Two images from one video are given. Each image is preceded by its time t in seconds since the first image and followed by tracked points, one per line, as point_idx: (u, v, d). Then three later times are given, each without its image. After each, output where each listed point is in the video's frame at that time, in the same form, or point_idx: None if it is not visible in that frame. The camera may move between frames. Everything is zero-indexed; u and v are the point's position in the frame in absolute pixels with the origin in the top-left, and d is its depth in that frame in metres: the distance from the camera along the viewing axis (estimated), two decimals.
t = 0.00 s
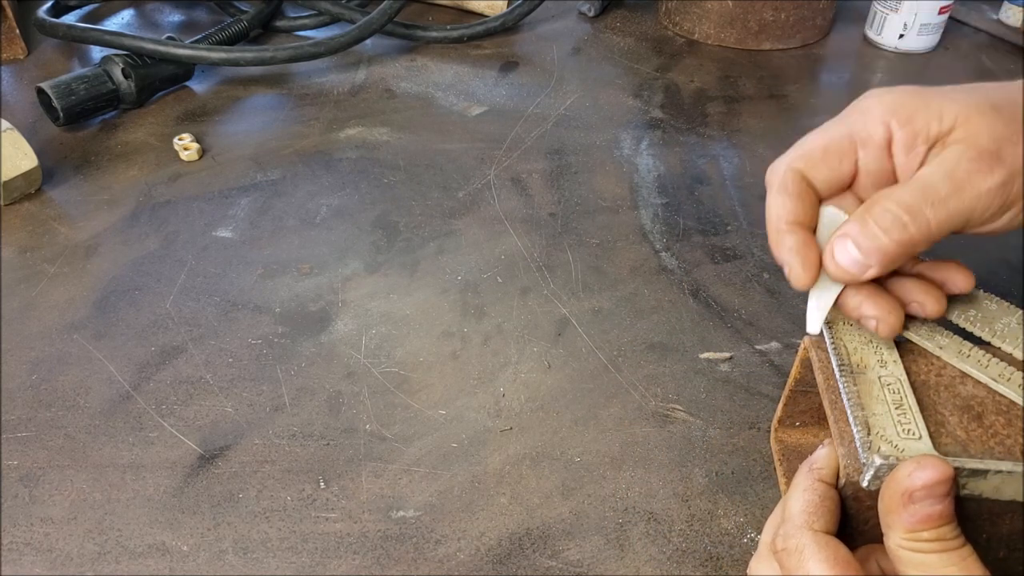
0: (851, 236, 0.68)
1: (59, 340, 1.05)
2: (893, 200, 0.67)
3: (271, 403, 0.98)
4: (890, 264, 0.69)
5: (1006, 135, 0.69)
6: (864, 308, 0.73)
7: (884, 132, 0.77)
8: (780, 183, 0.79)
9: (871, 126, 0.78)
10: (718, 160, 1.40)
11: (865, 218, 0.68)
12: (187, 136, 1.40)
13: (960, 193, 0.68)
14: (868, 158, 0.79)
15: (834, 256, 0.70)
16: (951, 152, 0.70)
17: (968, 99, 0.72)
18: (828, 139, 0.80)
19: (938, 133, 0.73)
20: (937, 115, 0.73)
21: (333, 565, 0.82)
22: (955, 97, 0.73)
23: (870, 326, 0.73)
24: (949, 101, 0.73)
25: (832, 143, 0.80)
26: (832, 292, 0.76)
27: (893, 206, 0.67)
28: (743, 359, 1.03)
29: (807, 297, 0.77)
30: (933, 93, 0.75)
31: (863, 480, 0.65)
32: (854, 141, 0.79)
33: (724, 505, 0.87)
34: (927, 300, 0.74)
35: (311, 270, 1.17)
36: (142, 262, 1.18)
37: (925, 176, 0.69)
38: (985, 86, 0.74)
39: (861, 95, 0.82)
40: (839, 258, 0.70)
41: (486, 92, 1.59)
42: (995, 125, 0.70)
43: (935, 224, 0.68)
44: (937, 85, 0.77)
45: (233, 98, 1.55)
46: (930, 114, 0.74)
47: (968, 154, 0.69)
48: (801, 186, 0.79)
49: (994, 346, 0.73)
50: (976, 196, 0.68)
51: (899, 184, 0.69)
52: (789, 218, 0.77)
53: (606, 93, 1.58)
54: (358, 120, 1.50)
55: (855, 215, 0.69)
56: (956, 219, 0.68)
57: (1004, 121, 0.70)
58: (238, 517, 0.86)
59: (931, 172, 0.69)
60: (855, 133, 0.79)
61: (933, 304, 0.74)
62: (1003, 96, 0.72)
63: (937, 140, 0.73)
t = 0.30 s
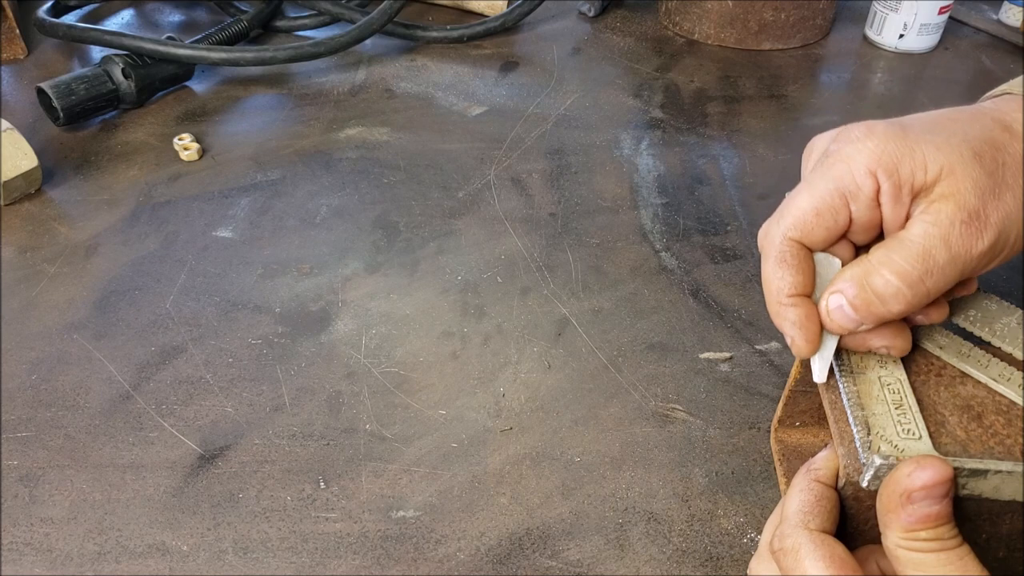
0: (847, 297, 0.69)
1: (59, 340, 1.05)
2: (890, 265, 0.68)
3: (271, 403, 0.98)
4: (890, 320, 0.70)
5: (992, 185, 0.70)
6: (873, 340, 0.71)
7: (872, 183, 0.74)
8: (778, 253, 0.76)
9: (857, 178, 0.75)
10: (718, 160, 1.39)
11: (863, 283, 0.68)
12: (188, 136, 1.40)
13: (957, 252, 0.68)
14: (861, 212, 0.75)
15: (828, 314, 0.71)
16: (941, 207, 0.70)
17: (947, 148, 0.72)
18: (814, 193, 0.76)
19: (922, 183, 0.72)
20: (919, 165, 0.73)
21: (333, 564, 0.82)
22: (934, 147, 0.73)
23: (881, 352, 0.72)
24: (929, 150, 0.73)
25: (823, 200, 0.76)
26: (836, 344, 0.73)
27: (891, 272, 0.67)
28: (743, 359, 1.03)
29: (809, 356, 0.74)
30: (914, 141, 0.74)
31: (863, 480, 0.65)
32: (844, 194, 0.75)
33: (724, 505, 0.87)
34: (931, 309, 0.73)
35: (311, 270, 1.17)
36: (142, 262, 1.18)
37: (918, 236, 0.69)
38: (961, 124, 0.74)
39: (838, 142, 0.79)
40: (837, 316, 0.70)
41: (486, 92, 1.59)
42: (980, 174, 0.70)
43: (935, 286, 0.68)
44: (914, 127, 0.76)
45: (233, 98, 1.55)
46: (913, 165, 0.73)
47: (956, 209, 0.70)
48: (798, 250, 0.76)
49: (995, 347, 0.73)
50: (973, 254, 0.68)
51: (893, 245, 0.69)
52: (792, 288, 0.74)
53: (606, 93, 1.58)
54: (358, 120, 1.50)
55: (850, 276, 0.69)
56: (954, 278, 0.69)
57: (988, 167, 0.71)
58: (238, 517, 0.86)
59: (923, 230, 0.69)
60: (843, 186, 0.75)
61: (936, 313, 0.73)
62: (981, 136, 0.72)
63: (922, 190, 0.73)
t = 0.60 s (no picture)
0: (835, 276, 0.70)
1: (59, 340, 1.05)
2: (874, 245, 0.69)
3: (271, 403, 0.98)
4: (879, 298, 0.71)
5: (975, 166, 0.69)
6: (871, 319, 0.73)
7: (858, 164, 0.75)
8: (770, 235, 0.77)
9: (843, 160, 0.76)
10: (718, 160, 1.39)
11: (849, 263, 0.69)
12: (188, 136, 1.40)
13: (940, 231, 0.68)
14: (848, 193, 0.76)
15: (819, 293, 0.72)
16: (924, 188, 0.70)
17: (929, 130, 0.72)
18: (802, 176, 0.77)
19: (906, 163, 0.73)
20: (903, 147, 0.73)
21: (333, 565, 0.82)
22: (917, 129, 0.73)
23: (880, 331, 0.74)
24: (912, 133, 0.73)
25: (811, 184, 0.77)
26: (833, 324, 0.74)
27: (876, 251, 0.68)
28: (743, 359, 1.03)
29: (808, 336, 0.75)
30: (897, 124, 0.74)
31: (863, 480, 0.65)
32: (831, 176, 0.76)
33: (724, 505, 0.87)
34: (930, 286, 0.75)
35: (311, 270, 1.17)
36: (142, 262, 1.18)
37: (903, 215, 0.69)
38: (945, 108, 0.74)
39: (825, 126, 0.79)
40: (826, 296, 0.71)
41: (486, 92, 1.59)
42: (962, 155, 0.70)
43: (921, 265, 0.69)
44: (899, 110, 0.76)
45: (233, 98, 1.55)
46: (896, 146, 0.73)
47: (939, 189, 0.70)
48: (790, 231, 0.76)
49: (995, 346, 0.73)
50: (956, 234, 0.69)
51: (878, 224, 0.70)
52: (787, 269, 0.75)
53: (606, 93, 1.58)
54: (358, 120, 1.50)
55: (837, 257, 0.70)
56: (939, 258, 0.69)
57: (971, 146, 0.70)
58: (238, 517, 0.86)
59: (908, 209, 0.69)
60: (830, 168, 0.77)
61: (935, 289, 0.75)
62: (965, 119, 0.72)
63: (906, 171, 0.73)
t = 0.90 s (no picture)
0: (841, 281, 0.69)
1: (59, 340, 1.05)
2: (880, 249, 0.68)
3: (271, 403, 0.98)
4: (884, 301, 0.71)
5: (976, 168, 0.70)
6: (875, 321, 0.73)
7: (862, 169, 0.74)
8: (775, 241, 0.75)
9: (846, 163, 0.75)
10: (718, 160, 1.39)
11: (855, 267, 0.69)
12: (188, 136, 1.40)
13: (943, 234, 0.69)
14: (851, 197, 0.75)
15: (824, 298, 0.71)
16: (927, 191, 0.71)
17: (931, 132, 0.73)
18: (806, 181, 0.76)
19: (908, 166, 0.73)
20: (905, 150, 0.73)
21: (333, 565, 0.82)
22: (919, 132, 0.73)
23: (883, 333, 0.74)
24: (914, 135, 0.73)
25: (815, 188, 0.75)
26: (837, 328, 0.74)
27: (882, 256, 0.68)
28: (743, 359, 1.03)
29: (812, 341, 0.74)
30: (899, 127, 0.74)
31: (863, 480, 0.65)
32: (834, 180, 0.75)
33: (724, 505, 0.87)
34: (934, 287, 0.75)
35: (311, 270, 1.17)
36: (142, 262, 1.18)
37: (907, 219, 0.70)
38: (943, 110, 0.75)
39: (825, 130, 0.79)
40: (832, 300, 0.71)
41: (486, 92, 1.59)
42: (964, 157, 0.71)
43: (925, 268, 0.69)
44: (898, 112, 0.76)
45: (233, 98, 1.55)
46: (899, 150, 0.73)
47: (941, 192, 0.70)
48: (795, 236, 0.75)
49: (997, 346, 0.73)
50: (959, 236, 0.70)
51: (883, 229, 0.70)
52: (793, 274, 0.74)
53: (606, 93, 1.58)
54: (359, 120, 1.50)
55: (843, 261, 0.70)
56: (942, 260, 0.70)
57: (972, 150, 0.71)
58: (238, 517, 0.86)
59: (911, 214, 0.70)
60: (833, 172, 0.76)
61: (939, 290, 0.75)
62: (965, 119, 0.73)
63: (908, 174, 0.73)
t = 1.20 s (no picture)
0: (840, 285, 0.69)
1: (59, 340, 1.05)
2: (880, 253, 0.68)
3: (271, 403, 0.98)
4: (883, 305, 0.71)
5: (975, 172, 0.71)
6: (874, 325, 0.73)
7: (862, 173, 0.74)
8: (775, 245, 0.75)
9: (846, 167, 0.75)
10: (718, 160, 1.39)
11: (855, 271, 0.69)
12: (188, 136, 1.40)
13: (943, 238, 0.69)
14: (851, 201, 0.75)
15: (823, 302, 0.71)
16: (926, 195, 0.71)
17: (930, 136, 0.73)
18: (806, 184, 0.76)
19: (907, 170, 0.73)
20: (905, 154, 0.73)
21: (333, 564, 0.82)
22: (918, 135, 0.73)
23: (881, 336, 0.73)
24: (914, 139, 0.73)
25: (815, 192, 0.75)
26: (834, 331, 0.74)
27: (881, 260, 0.68)
28: (743, 359, 1.03)
29: (810, 345, 0.74)
30: (899, 131, 0.74)
31: (863, 480, 0.65)
32: (834, 184, 0.75)
33: (724, 505, 0.87)
34: (934, 289, 0.75)
35: (311, 270, 1.17)
36: (142, 262, 1.18)
37: (906, 222, 0.69)
38: (942, 113, 0.75)
39: (825, 134, 0.78)
40: (831, 304, 0.71)
41: (486, 92, 1.59)
42: (963, 161, 0.71)
43: (924, 273, 0.69)
44: (898, 116, 0.76)
45: (233, 98, 1.55)
46: (899, 153, 0.73)
47: (941, 195, 0.70)
48: (795, 240, 0.75)
49: (997, 346, 0.73)
50: (957, 240, 0.70)
51: (882, 232, 0.69)
52: (792, 278, 0.74)
53: (606, 93, 1.58)
54: (359, 120, 1.50)
55: (842, 264, 0.70)
56: (941, 264, 0.70)
57: (971, 153, 0.71)
58: (238, 517, 0.86)
59: (910, 217, 0.70)
60: (833, 176, 0.75)
61: (938, 291, 0.75)
62: (964, 122, 0.73)
63: (907, 178, 0.73)
